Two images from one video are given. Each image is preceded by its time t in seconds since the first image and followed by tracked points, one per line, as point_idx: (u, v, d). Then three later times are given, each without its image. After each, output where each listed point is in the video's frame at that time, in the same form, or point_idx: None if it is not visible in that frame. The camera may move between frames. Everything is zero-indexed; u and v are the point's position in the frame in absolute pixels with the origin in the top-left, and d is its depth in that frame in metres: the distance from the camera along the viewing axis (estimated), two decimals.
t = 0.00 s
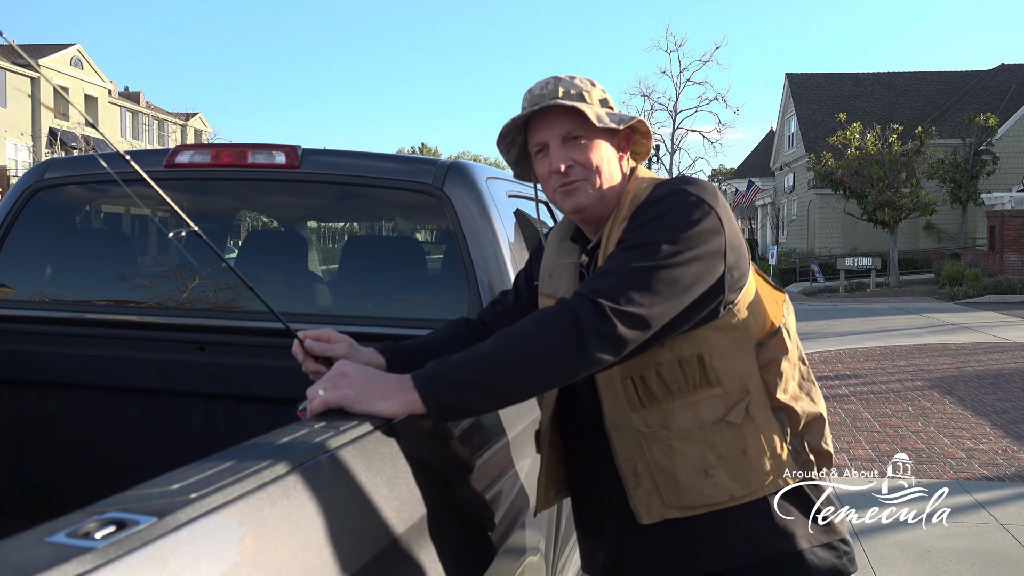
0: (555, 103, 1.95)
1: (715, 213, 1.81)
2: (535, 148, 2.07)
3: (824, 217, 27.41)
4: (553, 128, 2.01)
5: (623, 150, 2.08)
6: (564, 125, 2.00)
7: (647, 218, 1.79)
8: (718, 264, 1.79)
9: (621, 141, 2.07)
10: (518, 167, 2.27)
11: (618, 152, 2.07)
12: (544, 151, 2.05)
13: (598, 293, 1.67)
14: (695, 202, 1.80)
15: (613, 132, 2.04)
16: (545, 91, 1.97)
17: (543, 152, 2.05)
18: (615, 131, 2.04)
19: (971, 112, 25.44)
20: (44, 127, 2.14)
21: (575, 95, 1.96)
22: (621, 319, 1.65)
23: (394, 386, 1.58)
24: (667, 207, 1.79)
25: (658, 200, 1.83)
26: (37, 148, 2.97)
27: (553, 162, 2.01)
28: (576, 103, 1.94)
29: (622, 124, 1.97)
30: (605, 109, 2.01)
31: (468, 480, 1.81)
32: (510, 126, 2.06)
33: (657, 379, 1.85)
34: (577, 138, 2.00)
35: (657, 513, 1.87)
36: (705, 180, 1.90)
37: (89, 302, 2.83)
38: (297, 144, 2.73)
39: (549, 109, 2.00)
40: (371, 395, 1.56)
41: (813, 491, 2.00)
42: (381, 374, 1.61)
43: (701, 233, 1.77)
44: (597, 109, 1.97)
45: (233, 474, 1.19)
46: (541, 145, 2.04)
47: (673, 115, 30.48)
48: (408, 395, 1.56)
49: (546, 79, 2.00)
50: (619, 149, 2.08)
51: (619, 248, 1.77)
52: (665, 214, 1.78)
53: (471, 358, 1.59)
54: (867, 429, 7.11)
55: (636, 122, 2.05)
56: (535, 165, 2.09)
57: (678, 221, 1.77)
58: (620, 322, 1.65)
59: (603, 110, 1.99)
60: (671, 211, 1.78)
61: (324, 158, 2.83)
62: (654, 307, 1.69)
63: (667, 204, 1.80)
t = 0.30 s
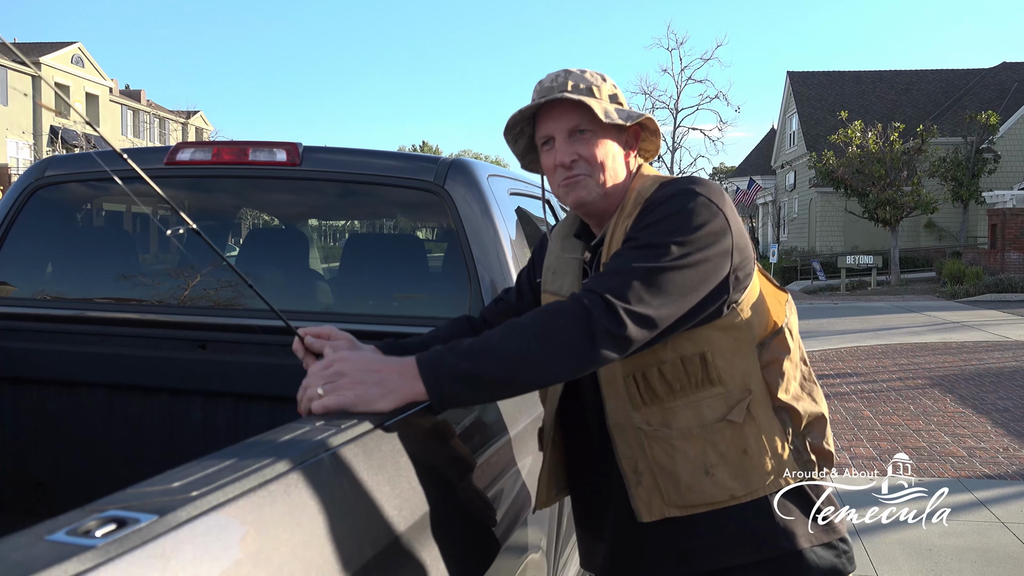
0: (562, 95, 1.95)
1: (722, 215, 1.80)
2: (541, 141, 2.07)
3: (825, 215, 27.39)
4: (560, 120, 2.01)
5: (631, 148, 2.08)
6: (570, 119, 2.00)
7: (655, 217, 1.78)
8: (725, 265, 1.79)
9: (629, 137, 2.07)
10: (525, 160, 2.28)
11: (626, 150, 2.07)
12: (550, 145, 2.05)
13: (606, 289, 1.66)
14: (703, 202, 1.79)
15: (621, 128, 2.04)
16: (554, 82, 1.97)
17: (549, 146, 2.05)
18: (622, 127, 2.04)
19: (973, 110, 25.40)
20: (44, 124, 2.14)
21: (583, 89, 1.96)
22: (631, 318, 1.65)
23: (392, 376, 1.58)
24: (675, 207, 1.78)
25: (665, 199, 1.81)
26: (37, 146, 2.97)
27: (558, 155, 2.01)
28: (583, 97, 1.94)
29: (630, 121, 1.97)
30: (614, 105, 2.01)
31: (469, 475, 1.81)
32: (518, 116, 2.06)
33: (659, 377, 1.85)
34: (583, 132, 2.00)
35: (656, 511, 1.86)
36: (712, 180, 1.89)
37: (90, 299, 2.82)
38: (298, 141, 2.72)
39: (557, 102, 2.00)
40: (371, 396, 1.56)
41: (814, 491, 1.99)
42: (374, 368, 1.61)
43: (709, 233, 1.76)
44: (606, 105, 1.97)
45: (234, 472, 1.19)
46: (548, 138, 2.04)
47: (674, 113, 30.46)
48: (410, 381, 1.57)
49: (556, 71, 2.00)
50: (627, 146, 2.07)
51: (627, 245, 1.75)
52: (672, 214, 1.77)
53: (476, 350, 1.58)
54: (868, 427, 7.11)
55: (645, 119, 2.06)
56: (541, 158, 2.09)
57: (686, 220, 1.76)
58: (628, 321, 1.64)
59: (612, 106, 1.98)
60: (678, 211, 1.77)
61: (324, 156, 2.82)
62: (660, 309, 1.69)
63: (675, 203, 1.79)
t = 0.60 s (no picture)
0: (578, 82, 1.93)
1: (728, 216, 1.80)
2: (549, 128, 2.05)
3: (827, 213, 27.37)
4: (572, 108, 2.00)
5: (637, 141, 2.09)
6: (582, 107, 1.99)
7: (660, 215, 1.78)
8: (728, 265, 1.78)
9: (637, 131, 2.07)
10: (528, 146, 2.26)
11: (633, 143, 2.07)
12: (559, 132, 2.03)
13: (612, 285, 1.65)
14: (710, 202, 1.79)
15: (629, 120, 2.04)
16: (568, 68, 1.95)
17: (558, 134, 2.04)
18: (630, 119, 2.04)
19: (974, 108, 25.37)
20: (45, 122, 2.14)
21: (597, 78, 1.94)
22: (641, 317, 1.65)
23: (392, 348, 1.56)
24: (681, 206, 1.78)
25: (672, 197, 1.81)
26: (38, 144, 2.97)
27: (568, 144, 1.99)
28: (598, 86, 1.93)
29: (642, 113, 1.98)
30: (625, 96, 2.00)
31: (472, 474, 1.81)
32: (528, 100, 2.03)
33: (657, 377, 1.84)
34: (595, 122, 1.99)
35: (651, 509, 1.86)
36: (717, 179, 1.88)
37: (92, 297, 2.82)
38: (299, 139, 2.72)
39: (570, 89, 1.98)
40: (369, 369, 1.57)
41: (806, 491, 2.00)
42: (373, 335, 1.57)
43: (714, 234, 1.76)
44: (619, 96, 1.95)
45: (235, 471, 1.19)
46: (557, 124, 2.03)
47: (675, 111, 30.47)
48: (411, 354, 1.56)
49: (568, 57, 1.97)
50: (634, 139, 2.08)
51: (632, 242, 1.75)
52: (679, 213, 1.77)
53: (484, 329, 1.56)
54: (869, 426, 7.10)
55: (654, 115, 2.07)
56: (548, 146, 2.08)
57: (692, 219, 1.76)
58: (637, 318, 1.64)
59: (624, 98, 1.98)
60: (685, 210, 1.77)
61: (326, 154, 2.82)
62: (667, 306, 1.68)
63: (681, 203, 1.78)
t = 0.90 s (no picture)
0: (581, 77, 1.93)
1: (726, 220, 1.80)
2: (550, 124, 2.03)
3: (829, 212, 27.34)
4: (574, 104, 1.99)
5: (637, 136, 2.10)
6: (585, 105, 1.99)
7: (660, 221, 1.77)
8: (724, 270, 1.78)
9: (636, 125, 2.08)
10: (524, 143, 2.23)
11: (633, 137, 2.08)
12: (560, 129, 2.02)
13: (610, 298, 1.65)
14: (709, 207, 1.79)
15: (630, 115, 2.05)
16: (570, 62, 1.94)
17: (559, 131, 2.02)
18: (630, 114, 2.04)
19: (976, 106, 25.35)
20: (47, 120, 2.15)
21: (600, 74, 1.94)
22: (635, 328, 1.65)
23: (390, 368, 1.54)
24: (680, 213, 1.77)
25: (670, 202, 1.80)
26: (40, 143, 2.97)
27: (570, 141, 1.99)
28: (603, 83, 1.93)
29: (646, 111, 1.98)
30: (627, 92, 2.00)
31: (475, 470, 1.82)
32: (529, 95, 2.01)
33: (652, 381, 1.84)
34: (597, 119, 1.99)
35: (643, 510, 1.86)
36: (716, 181, 1.88)
37: (94, 295, 2.82)
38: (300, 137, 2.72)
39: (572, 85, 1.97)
40: (369, 396, 1.54)
41: (797, 492, 2.01)
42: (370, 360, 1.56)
43: (712, 239, 1.76)
44: (622, 92, 1.96)
45: (236, 468, 1.19)
46: (559, 121, 2.02)
47: (677, 109, 30.44)
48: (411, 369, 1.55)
49: (568, 51, 1.96)
50: (633, 134, 2.09)
51: (631, 250, 1.74)
52: (678, 220, 1.76)
53: (481, 355, 1.57)
54: (871, 424, 7.10)
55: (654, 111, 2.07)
56: (547, 144, 2.06)
57: (690, 225, 1.75)
58: (632, 330, 1.64)
59: (627, 93, 1.98)
60: (682, 217, 1.76)
61: (327, 152, 2.82)
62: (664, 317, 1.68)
63: (681, 208, 1.78)
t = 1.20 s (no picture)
0: (577, 83, 1.92)
1: (727, 213, 1.80)
2: (548, 131, 2.03)
3: (830, 210, 27.31)
4: (572, 109, 1.98)
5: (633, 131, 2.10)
6: (583, 109, 1.98)
7: (661, 215, 1.77)
8: (722, 267, 1.78)
9: (631, 121, 2.08)
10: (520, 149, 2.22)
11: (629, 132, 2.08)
12: (559, 135, 2.01)
13: (608, 292, 1.65)
14: (711, 202, 1.79)
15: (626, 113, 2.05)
16: (565, 66, 1.93)
17: (558, 136, 2.01)
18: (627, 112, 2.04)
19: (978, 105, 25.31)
20: (48, 117, 2.14)
21: (595, 76, 1.94)
22: (631, 321, 1.65)
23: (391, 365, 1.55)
24: (678, 207, 1.77)
25: (670, 197, 1.80)
26: (42, 140, 2.97)
27: (571, 147, 1.98)
28: (601, 87, 1.92)
29: (643, 110, 1.99)
30: (622, 90, 2.00)
31: (477, 468, 1.82)
32: (526, 103, 2.00)
33: (650, 377, 1.84)
34: (596, 123, 1.99)
35: (639, 507, 1.87)
36: (718, 176, 1.88)
37: (95, 293, 2.83)
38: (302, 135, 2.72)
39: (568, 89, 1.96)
40: (370, 392, 1.54)
41: (793, 492, 2.01)
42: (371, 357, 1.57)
43: (713, 234, 1.76)
44: (618, 92, 1.96)
45: (239, 464, 1.19)
46: (557, 127, 2.01)
47: (678, 107, 30.38)
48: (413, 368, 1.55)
49: (561, 54, 1.95)
50: (629, 130, 2.09)
51: (629, 244, 1.74)
52: (678, 214, 1.76)
53: (478, 350, 1.57)
54: (873, 423, 7.10)
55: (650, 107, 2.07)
56: (546, 149, 2.06)
57: (689, 220, 1.76)
58: (629, 324, 1.64)
59: (622, 92, 1.98)
60: (681, 211, 1.77)
61: (328, 150, 2.82)
62: (662, 312, 1.69)
63: (679, 202, 1.78)
